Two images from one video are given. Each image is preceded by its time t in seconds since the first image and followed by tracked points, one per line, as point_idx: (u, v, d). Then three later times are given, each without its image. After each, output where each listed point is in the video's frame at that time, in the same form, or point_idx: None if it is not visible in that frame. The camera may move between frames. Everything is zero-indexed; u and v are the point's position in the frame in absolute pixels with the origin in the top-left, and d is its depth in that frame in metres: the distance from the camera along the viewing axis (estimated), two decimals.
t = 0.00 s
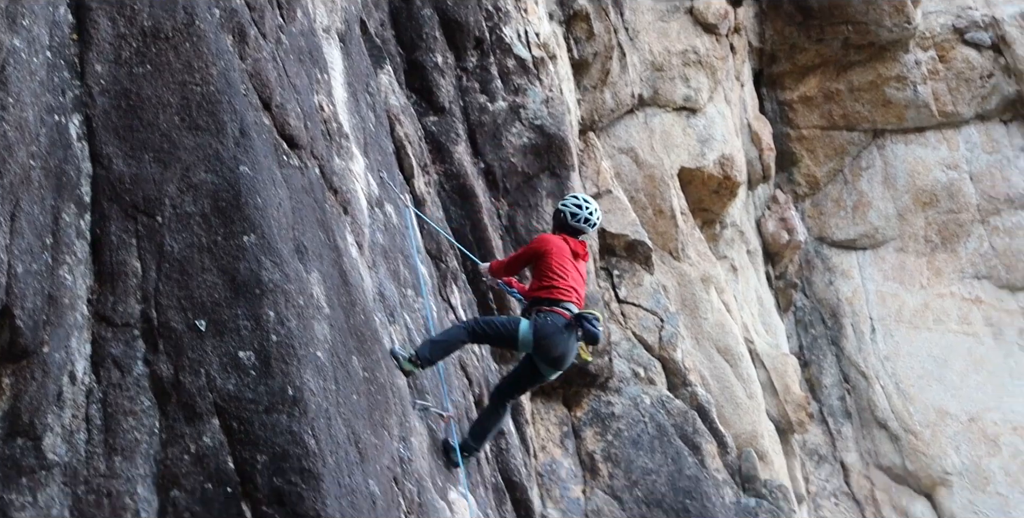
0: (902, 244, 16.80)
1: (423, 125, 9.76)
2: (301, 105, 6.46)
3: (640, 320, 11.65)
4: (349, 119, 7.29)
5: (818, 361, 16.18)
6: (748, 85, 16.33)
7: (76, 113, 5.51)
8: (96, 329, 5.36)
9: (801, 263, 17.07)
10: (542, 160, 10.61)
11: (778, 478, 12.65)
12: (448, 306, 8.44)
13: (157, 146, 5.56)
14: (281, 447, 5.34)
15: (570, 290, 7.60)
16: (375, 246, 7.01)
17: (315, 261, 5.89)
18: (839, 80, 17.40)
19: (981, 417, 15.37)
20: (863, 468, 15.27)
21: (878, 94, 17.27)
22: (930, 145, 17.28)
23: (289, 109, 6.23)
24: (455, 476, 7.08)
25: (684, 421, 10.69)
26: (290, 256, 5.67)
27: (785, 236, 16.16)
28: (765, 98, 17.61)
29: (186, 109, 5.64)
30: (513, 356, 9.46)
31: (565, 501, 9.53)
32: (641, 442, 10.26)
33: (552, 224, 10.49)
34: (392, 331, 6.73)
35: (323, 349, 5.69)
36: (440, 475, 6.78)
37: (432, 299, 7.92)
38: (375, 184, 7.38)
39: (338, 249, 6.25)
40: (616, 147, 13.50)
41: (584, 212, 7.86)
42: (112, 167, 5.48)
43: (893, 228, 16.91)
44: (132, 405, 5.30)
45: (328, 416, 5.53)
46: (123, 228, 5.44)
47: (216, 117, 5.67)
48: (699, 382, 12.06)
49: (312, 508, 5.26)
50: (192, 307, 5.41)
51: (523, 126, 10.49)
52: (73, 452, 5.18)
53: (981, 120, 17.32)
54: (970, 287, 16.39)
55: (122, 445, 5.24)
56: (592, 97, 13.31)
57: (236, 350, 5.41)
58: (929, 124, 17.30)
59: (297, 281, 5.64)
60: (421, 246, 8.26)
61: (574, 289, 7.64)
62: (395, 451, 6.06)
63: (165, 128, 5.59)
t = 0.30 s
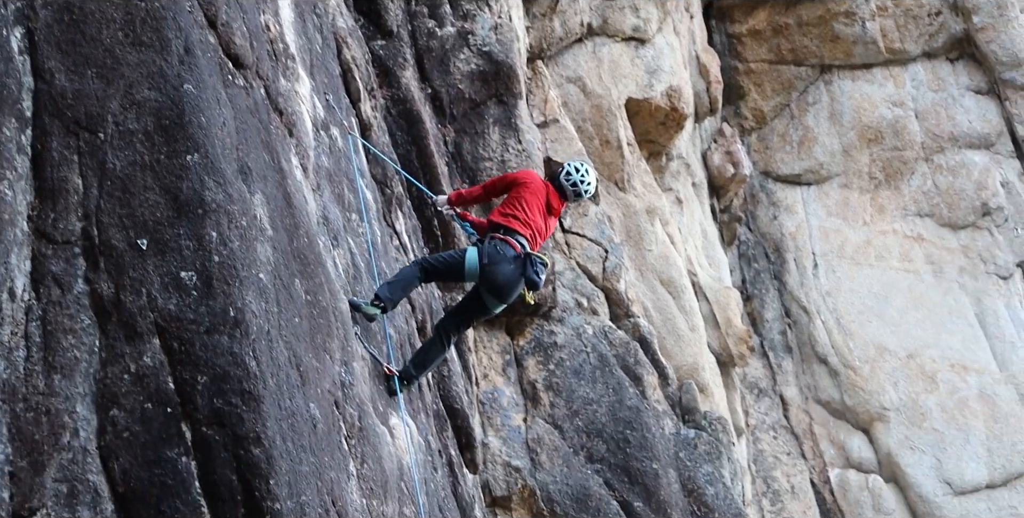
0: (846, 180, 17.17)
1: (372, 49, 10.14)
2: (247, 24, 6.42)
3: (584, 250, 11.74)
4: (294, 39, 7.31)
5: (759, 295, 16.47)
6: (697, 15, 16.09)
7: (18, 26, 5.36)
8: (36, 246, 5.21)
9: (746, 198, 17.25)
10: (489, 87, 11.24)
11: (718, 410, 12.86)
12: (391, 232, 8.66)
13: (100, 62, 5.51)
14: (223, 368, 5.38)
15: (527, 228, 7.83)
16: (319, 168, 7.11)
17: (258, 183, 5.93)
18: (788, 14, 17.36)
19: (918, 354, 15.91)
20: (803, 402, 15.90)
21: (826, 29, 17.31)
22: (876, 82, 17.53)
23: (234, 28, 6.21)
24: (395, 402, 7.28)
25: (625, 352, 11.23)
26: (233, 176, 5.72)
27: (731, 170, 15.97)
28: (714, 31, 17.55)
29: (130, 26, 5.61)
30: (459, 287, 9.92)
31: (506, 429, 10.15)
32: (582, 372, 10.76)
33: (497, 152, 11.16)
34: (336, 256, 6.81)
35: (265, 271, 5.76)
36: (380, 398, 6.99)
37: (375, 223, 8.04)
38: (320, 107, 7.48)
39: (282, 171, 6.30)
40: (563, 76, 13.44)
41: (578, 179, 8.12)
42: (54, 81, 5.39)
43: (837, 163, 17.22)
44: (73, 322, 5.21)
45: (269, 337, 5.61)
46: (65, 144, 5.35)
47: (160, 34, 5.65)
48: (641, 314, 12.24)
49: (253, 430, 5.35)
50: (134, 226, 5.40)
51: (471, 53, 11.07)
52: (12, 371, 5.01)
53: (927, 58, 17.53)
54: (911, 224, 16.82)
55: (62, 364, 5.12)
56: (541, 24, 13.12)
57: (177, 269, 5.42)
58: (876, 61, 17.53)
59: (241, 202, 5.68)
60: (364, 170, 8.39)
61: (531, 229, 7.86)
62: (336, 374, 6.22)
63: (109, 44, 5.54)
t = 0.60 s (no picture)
0: (834, 160, 17.16)
1: (360, 26, 10.11)
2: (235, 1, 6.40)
3: (572, 230, 11.70)
4: (282, 17, 7.29)
5: (747, 275, 16.50)
6: None
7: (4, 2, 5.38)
8: (24, 224, 5.26)
9: (733, 177, 17.24)
10: (477, 65, 11.25)
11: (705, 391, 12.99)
12: (380, 211, 8.63)
13: (88, 38, 5.51)
14: (210, 346, 5.37)
15: (526, 214, 7.82)
16: (307, 146, 7.11)
17: (246, 160, 5.91)
18: None
19: (905, 335, 16.01)
20: (791, 384, 15.94)
21: (815, 10, 17.03)
22: (864, 62, 17.52)
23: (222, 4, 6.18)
24: (384, 383, 7.30)
25: (613, 332, 11.19)
26: (221, 153, 5.69)
27: (718, 149, 15.92)
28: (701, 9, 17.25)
29: (118, 2, 5.59)
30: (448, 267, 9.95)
31: (494, 409, 10.25)
32: (571, 352, 10.76)
33: (485, 130, 11.16)
34: (324, 236, 6.78)
35: (254, 249, 5.74)
36: (368, 378, 6.99)
37: (364, 203, 8.03)
38: (307, 85, 7.48)
39: (270, 149, 6.30)
40: (551, 55, 13.33)
41: (578, 172, 8.00)
42: (41, 57, 5.41)
43: (826, 144, 17.20)
44: (60, 300, 5.25)
45: (257, 315, 5.59)
46: (53, 121, 5.38)
47: (147, 10, 5.61)
48: (629, 293, 12.30)
49: (241, 408, 5.34)
50: (121, 204, 5.40)
51: (459, 31, 11.05)
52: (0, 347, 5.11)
53: (915, 38, 17.59)
54: (899, 206, 16.89)
55: (50, 341, 5.18)
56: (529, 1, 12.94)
57: (165, 247, 5.42)
58: (864, 41, 17.49)
59: (229, 180, 5.66)
60: (354, 149, 8.39)
61: (530, 215, 7.86)
62: (324, 353, 6.23)
63: (96, 20, 5.53)
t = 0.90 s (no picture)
0: (841, 170, 17.16)
1: (366, 36, 10.11)
2: (241, 11, 6.41)
3: (580, 240, 11.72)
4: (289, 27, 7.32)
5: (754, 285, 16.60)
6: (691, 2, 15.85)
7: (12, 13, 5.42)
8: (31, 234, 5.28)
9: (741, 187, 17.23)
10: (484, 76, 11.22)
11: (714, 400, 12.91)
12: (386, 221, 8.64)
13: (95, 49, 5.52)
14: (217, 357, 5.37)
15: (530, 228, 7.88)
16: (314, 157, 7.12)
17: (253, 170, 5.91)
18: (784, 3, 16.98)
19: (913, 344, 15.97)
20: (798, 393, 15.99)
21: (821, 19, 17.09)
22: (871, 72, 17.50)
23: (229, 15, 6.18)
24: (392, 392, 7.29)
25: (620, 342, 11.22)
26: (228, 164, 5.69)
27: (725, 159, 16.03)
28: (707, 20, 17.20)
29: (125, 13, 5.60)
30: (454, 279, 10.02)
31: (501, 419, 10.18)
32: (577, 362, 10.78)
33: (492, 140, 11.20)
34: (331, 246, 6.78)
35: (261, 259, 5.74)
36: (375, 388, 6.99)
37: (370, 212, 8.04)
38: (314, 95, 7.50)
39: (277, 159, 6.30)
40: (558, 65, 13.48)
41: (571, 175, 8.03)
42: (49, 68, 5.43)
43: (832, 153, 17.19)
44: (67, 311, 5.26)
45: (264, 326, 5.59)
46: (60, 132, 5.40)
47: (154, 21, 5.62)
48: (636, 303, 12.30)
49: (248, 419, 5.34)
50: (129, 214, 5.41)
51: (465, 41, 11.04)
52: (8, 358, 5.12)
53: (922, 48, 17.55)
54: (906, 215, 16.86)
55: (57, 352, 5.19)
56: (535, 13, 13.18)
57: (172, 258, 5.42)
58: (871, 51, 17.47)
59: (236, 190, 5.65)
60: (360, 159, 8.41)
61: (534, 227, 7.92)
62: (331, 364, 6.23)
63: (103, 31, 5.55)
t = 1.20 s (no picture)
0: (854, 184, 17.15)
1: (379, 50, 10.16)
2: (255, 25, 6.42)
3: (591, 254, 11.72)
4: (302, 41, 7.34)
5: (766, 299, 16.57)
6: (703, 17, 15.99)
7: (27, 26, 5.45)
8: (44, 247, 5.29)
9: (753, 201, 17.29)
10: (496, 89, 11.26)
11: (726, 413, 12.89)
12: (398, 234, 8.66)
13: (109, 62, 5.54)
14: (229, 370, 5.37)
15: (541, 240, 7.91)
16: (326, 170, 7.13)
17: (266, 184, 5.92)
18: (796, 17, 17.29)
19: (925, 359, 15.96)
20: (809, 407, 15.95)
21: (833, 33, 17.25)
22: (883, 86, 17.54)
23: (242, 28, 6.19)
24: (403, 405, 7.30)
25: (632, 356, 11.16)
26: (241, 177, 5.70)
27: (737, 174, 16.06)
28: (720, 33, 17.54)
29: (139, 26, 5.62)
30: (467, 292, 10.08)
31: (513, 432, 10.25)
32: (589, 375, 10.77)
33: (504, 154, 11.21)
34: (343, 259, 6.79)
35: (273, 272, 5.75)
36: (387, 401, 7.00)
37: (382, 225, 8.05)
38: (327, 108, 7.51)
39: (290, 173, 6.31)
40: (570, 78, 13.57)
41: (571, 178, 8.06)
42: (62, 81, 5.45)
43: (844, 167, 17.19)
44: (80, 323, 5.27)
45: (276, 339, 5.59)
46: (73, 144, 5.41)
47: (168, 34, 5.63)
48: (648, 316, 12.28)
49: (259, 432, 5.34)
50: (141, 227, 5.41)
51: (478, 55, 11.06)
52: (21, 371, 5.11)
53: (935, 62, 17.56)
54: (918, 229, 16.87)
55: (70, 364, 5.19)
56: (548, 26, 13.31)
57: (185, 271, 5.43)
58: (884, 65, 17.52)
59: (248, 202, 5.65)
60: (372, 172, 8.43)
61: (544, 238, 7.95)
62: (344, 377, 6.24)
63: (117, 44, 5.56)
